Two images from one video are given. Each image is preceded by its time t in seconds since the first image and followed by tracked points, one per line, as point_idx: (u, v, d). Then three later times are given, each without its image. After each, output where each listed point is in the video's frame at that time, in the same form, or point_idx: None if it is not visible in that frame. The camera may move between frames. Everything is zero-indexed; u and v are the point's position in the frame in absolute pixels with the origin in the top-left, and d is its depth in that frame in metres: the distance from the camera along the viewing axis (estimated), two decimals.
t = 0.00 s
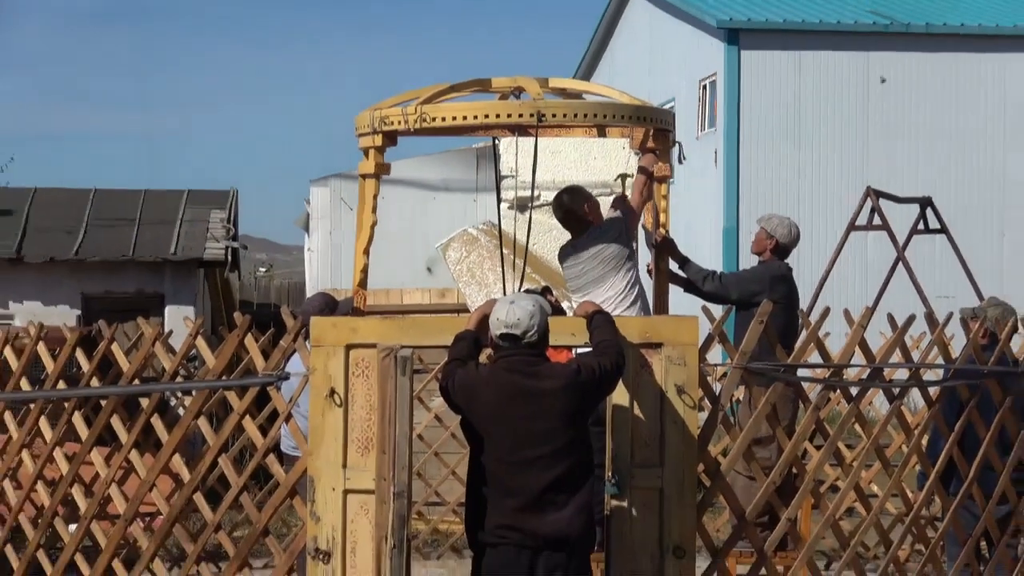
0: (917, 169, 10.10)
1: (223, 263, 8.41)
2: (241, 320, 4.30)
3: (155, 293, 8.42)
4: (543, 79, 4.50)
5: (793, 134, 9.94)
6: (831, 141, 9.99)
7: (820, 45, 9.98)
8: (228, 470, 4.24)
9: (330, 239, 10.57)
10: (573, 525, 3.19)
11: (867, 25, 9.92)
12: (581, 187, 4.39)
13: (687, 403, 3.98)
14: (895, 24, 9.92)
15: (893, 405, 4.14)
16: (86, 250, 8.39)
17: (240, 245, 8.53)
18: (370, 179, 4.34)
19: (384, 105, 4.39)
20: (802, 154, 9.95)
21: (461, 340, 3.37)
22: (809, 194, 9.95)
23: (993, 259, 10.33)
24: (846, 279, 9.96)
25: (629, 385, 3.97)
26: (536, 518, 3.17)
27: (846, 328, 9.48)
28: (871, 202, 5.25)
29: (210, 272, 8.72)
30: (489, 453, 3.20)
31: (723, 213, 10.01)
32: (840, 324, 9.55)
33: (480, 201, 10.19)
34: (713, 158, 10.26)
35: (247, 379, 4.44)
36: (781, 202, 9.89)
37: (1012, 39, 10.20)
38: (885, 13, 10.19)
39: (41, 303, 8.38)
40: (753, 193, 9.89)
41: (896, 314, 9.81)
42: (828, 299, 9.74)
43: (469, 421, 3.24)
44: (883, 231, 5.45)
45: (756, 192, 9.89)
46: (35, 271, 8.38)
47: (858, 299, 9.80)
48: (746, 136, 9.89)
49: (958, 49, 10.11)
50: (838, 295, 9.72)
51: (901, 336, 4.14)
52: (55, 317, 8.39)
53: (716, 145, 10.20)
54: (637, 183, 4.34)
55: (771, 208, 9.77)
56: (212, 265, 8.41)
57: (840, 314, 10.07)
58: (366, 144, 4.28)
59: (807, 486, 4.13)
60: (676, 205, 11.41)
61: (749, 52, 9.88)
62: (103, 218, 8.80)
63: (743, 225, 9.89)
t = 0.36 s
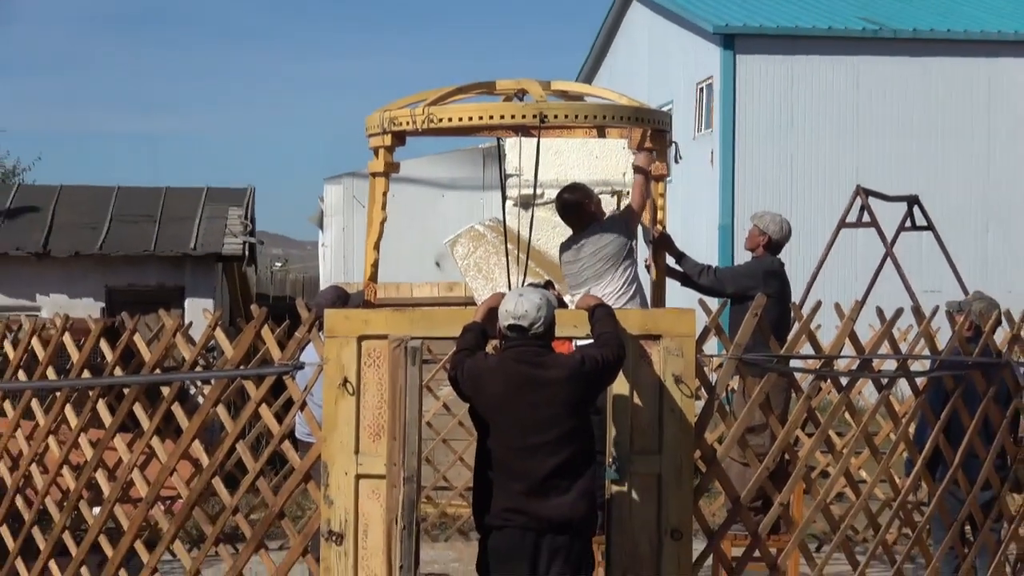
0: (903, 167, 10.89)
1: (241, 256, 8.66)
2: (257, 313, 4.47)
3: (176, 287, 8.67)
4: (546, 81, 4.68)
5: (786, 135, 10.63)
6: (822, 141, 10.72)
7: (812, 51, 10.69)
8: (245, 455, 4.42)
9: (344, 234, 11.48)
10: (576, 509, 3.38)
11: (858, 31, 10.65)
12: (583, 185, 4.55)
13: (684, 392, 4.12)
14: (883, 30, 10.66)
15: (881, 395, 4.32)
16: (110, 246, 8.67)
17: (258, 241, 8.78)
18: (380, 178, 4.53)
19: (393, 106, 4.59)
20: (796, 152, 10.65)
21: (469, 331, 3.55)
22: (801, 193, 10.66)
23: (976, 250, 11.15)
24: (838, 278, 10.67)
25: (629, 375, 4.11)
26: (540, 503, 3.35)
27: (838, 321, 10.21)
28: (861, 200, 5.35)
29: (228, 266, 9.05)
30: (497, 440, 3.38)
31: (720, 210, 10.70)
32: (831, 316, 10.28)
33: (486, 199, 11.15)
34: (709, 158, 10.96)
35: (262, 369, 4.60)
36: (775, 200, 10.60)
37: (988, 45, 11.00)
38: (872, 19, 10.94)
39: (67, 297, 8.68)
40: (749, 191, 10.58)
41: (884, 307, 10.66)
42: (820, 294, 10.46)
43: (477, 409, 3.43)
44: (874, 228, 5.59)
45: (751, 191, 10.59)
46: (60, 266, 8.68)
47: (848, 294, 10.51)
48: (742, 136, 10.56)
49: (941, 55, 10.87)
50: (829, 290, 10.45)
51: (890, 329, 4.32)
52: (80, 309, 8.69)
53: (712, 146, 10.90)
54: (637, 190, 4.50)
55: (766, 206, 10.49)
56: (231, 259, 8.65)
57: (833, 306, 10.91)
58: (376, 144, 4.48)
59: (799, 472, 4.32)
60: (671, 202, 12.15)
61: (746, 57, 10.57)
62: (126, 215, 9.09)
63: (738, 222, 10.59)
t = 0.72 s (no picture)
0: (885, 165, 12.10)
1: (258, 252, 9.02)
2: (273, 306, 4.66)
3: (196, 281, 9.05)
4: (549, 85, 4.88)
5: (779, 136, 11.84)
6: (808, 143, 11.93)
7: (801, 58, 11.88)
8: (262, 442, 4.61)
9: (357, 230, 12.70)
10: (579, 494, 3.56)
11: (849, 37, 11.84)
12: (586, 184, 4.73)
13: (682, 382, 4.28)
14: (873, 36, 11.86)
15: (871, 385, 4.50)
16: (132, 241, 9.02)
17: (274, 237, 9.13)
18: (390, 177, 4.74)
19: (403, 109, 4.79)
20: (787, 152, 11.87)
21: (477, 323, 3.74)
22: (792, 189, 11.89)
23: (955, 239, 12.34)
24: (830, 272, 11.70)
25: (629, 366, 4.27)
26: (545, 488, 3.54)
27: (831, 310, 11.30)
28: (852, 201, 5.41)
29: (246, 260, 9.46)
30: (504, 428, 3.57)
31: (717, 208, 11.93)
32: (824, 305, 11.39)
33: (491, 198, 12.26)
34: (705, 158, 12.23)
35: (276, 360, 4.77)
36: (768, 196, 11.84)
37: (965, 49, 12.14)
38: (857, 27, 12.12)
39: (91, 290, 9.08)
40: (743, 188, 11.84)
41: (872, 299, 11.69)
42: (813, 286, 11.60)
43: (485, 397, 3.62)
44: (863, 227, 5.68)
45: (745, 189, 11.84)
46: (86, 260, 9.06)
47: (842, 286, 11.59)
48: (737, 138, 11.81)
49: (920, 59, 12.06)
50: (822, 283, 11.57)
51: (879, 322, 4.50)
52: (104, 302, 9.07)
53: (708, 147, 12.16)
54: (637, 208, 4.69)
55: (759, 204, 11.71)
56: (248, 254, 9.00)
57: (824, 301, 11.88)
58: (387, 145, 4.69)
59: (791, 459, 4.51)
60: (670, 199, 13.33)
61: (741, 64, 11.77)
62: (148, 212, 9.45)
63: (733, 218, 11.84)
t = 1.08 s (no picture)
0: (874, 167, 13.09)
1: (275, 249, 9.59)
2: (287, 301, 4.87)
3: (214, 276, 9.60)
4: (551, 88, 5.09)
5: (770, 138, 12.85)
6: (799, 144, 12.95)
7: (794, 65, 12.89)
8: (277, 431, 4.80)
9: (368, 228, 13.28)
10: (582, 481, 3.76)
11: (837, 43, 12.84)
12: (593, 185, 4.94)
13: (680, 373, 4.46)
14: (859, 42, 12.87)
15: (860, 375, 4.69)
16: (154, 239, 9.57)
17: (289, 235, 9.69)
18: (398, 177, 4.95)
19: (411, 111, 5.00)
20: (778, 152, 12.88)
21: (484, 317, 3.94)
22: (784, 187, 12.90)
23: (943, 237, 13.28)
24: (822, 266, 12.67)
25: (629, 358, 4.45)
26: (549, 475, 3.74)
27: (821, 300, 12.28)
28: (844, 201, 5.48)
29: (262, 257, 10.05)
30: (510, 416, 3.78)
31: (714, 206, 12.92)
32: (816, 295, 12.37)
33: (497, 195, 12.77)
34: (702, 159, 13.23)
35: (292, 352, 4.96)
36: (761, 194, 12.84)
37: (950, 55, 13.10)
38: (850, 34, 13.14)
39: (115, 286, 9.61)
40: (738, 186, 12.84)
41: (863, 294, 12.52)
42: (806, 277, 12.59)
43: (492, 388, 3.82)
44: (854, 224, 5.79)
45: (739, 187, 12.84)
46: (107, 258, 9.60)
47: (832, 279, 12.58)
48: (731, 140, 12.81)
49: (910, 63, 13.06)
50: (813, 275, 12.57)
51: (869, 315, 4.70)
52: (126, 297, 9.63)
53: (704, 148, 13.18)
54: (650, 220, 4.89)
55: (753, 201, 12.70)
56: (265, 251, 9.58)
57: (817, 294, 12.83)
58: (396, 146, 4.90)
59: (784, 446, 4.71)
60: (670, 198, 14.30)
61: (735, 71, 12.77)
62: (170, 211, 10.05)
63: (729, 214, 12.84)
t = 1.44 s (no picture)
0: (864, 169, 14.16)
1: (291, 246, 10.39)
2: (304, 295, 5.02)
3: (234, 272, 10.40)
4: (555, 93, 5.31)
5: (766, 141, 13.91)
6: (793, 147, 14.02)
7: (791, 72, 13.98)
8: (293, 420, 4.99)
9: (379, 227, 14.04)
10: (584, 470, 3.96)
11: (832, 52, 13.86)
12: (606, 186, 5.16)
13: (679, 366, 4.66)
14: (853, 52, 13.88)
15: (852, 370, 4.89)
16: (175, 236, 10.32)
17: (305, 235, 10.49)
18: (409, 178, 5.17)
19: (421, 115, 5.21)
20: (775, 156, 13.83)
21: (491, 313, 4.16)
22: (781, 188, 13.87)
23: (930, 236, 14.35)
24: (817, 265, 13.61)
25: (630, 353, 4.65)
26: (553, 463, 3.95)
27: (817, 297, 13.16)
28: (835, 202, 5.50)
29: (279, 254, 10.76)
30: (515, 408, 4.00)
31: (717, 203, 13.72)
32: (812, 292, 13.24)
33: (504, 197, 13.68)
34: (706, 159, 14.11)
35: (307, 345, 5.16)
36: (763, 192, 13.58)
37: (936, 63, 14.11)
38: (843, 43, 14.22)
39: (138, 280, 10.35)
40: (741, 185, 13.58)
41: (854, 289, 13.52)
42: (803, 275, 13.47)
43: (499, 381, 4.04)
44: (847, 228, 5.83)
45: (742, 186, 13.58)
46: (133, 254, 10.34)
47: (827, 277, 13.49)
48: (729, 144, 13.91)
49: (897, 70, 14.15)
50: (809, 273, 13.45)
51: (860, 312, 4.90)
52: (149, 291, 10.36)
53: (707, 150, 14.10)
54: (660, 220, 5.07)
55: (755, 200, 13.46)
56: (281, 248, 10.41)
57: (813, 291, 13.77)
58: (406, 148, 5.12)
59: (778, 437, 4.90)
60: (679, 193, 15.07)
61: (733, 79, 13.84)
62: (190, 210, 10.79)
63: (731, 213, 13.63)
